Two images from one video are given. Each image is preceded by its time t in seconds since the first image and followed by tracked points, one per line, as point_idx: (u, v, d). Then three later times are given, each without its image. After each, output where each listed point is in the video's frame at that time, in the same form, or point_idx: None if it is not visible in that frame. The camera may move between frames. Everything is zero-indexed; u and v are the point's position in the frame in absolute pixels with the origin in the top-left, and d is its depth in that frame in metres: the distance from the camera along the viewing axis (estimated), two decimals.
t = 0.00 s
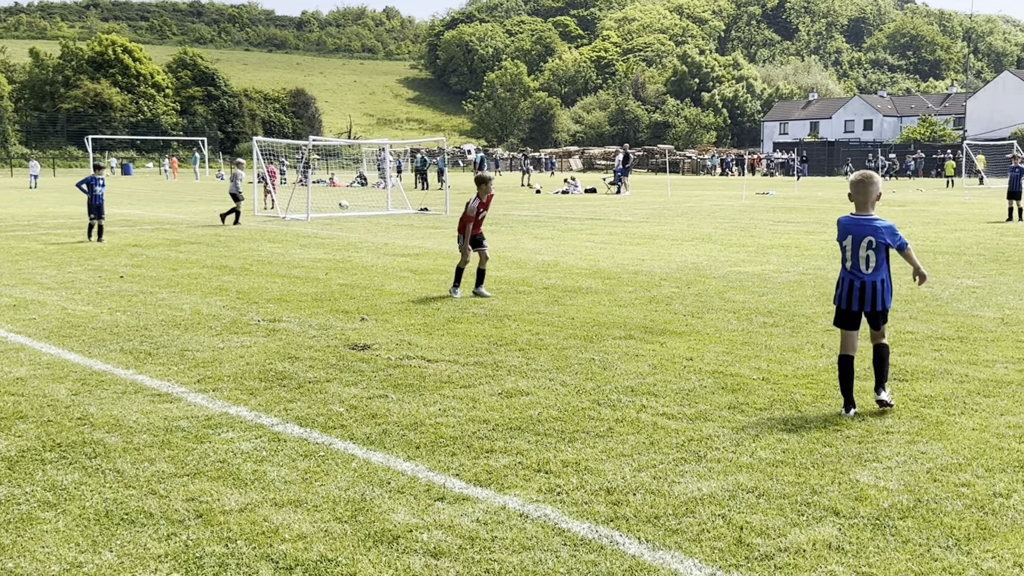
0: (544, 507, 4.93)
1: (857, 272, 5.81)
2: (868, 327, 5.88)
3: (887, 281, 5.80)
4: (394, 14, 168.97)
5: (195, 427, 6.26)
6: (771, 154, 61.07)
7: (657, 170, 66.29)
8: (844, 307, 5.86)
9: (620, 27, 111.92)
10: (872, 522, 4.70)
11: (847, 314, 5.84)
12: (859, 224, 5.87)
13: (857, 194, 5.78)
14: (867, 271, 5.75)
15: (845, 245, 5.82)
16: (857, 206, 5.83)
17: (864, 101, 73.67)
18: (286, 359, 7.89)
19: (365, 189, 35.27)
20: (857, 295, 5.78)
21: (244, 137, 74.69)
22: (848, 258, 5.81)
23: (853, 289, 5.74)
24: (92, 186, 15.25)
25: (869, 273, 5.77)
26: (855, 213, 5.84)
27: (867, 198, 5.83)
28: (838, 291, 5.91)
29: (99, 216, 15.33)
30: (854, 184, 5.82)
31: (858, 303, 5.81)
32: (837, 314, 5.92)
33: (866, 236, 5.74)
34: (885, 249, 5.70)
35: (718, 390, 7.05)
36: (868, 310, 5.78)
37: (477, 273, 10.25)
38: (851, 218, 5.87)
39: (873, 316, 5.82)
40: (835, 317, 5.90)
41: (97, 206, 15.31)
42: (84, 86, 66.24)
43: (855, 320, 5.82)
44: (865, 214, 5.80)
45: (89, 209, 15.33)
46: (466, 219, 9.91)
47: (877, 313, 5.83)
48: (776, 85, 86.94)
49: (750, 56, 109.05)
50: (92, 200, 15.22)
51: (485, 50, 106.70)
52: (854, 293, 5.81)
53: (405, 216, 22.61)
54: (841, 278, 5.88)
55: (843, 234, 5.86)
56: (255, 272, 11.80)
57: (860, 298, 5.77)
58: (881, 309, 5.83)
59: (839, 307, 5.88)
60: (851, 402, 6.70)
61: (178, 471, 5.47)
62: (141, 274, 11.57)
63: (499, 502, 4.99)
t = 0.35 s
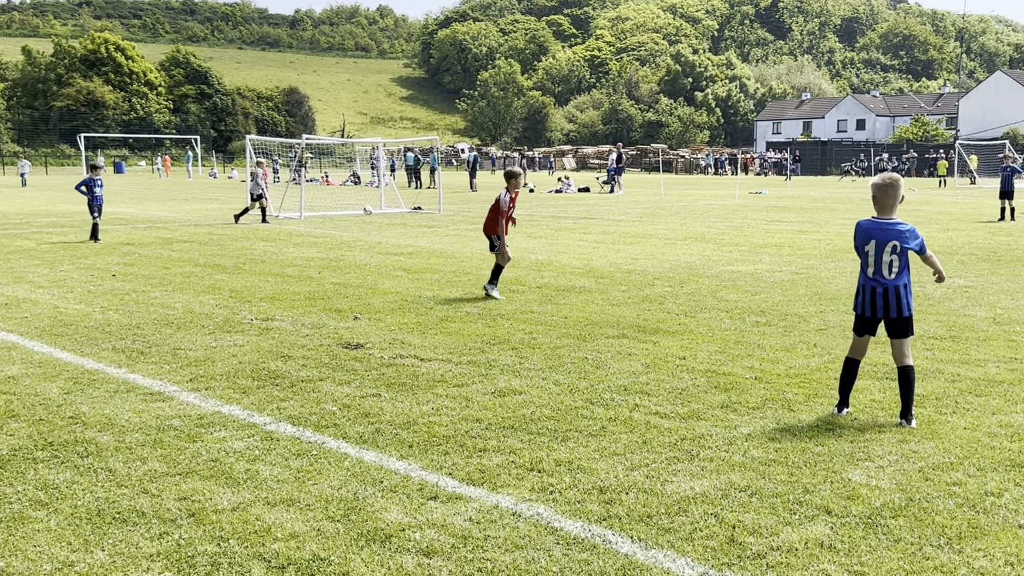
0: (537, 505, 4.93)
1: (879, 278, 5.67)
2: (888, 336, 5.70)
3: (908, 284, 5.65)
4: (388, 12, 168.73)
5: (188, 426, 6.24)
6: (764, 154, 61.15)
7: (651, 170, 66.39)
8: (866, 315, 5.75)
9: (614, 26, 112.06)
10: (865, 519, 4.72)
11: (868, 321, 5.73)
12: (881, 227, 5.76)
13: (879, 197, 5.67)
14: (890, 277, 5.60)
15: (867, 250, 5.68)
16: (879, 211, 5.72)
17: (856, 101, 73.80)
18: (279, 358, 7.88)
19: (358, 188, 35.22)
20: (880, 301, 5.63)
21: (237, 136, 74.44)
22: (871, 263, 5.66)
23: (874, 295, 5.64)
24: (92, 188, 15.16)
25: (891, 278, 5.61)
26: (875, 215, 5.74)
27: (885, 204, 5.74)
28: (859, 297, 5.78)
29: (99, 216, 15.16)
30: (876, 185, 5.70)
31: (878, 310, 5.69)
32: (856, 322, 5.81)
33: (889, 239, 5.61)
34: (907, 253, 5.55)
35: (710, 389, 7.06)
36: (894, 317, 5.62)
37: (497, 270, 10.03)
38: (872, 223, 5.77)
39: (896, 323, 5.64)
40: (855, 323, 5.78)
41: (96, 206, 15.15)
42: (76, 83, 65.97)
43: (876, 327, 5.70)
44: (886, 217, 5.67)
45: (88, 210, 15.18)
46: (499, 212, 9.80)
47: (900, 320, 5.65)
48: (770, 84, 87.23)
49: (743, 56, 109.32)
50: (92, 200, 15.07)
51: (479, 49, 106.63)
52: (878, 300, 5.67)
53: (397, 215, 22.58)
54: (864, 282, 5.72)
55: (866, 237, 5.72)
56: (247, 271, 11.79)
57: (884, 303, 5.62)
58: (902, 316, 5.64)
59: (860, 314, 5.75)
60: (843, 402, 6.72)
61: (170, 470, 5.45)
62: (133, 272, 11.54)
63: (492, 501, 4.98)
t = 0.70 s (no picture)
0: (531, 508, 4.92)
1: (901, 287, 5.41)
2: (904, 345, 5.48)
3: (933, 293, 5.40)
4: (381, 14, 168.72)
5: (181, 429, 6.22)
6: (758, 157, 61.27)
7: (645, 173, 66.46)
8: (882, 325, 5.49)
9: (608, 29, 112.31)
10: (859, 523, 4.72)
11: (887, 332, 5.47)
12: (901, 233, 5.50)
13: (901, 201, 5.40)
14: (912, 285, 5.37)
15: (890, 254, 5.40)
16: (900, 214, 5.45)
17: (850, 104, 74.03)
18: (272, 360, 7.87)
19: (352, 190, 35.16)
20: (901, 310, 5.38)
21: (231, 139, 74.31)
22: (893, 269, 5.40)
23: (893, 305, 5.39)
24: (91, 189, 14.91)
25: (913, 287, 5.39)
26: (899, 219, 5.45)
27: (906, 208, 5.45)
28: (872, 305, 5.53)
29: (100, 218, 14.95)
30: (898, 191, 5.42)
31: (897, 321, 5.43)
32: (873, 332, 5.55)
33: (913, 245, 5.35)
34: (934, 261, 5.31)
35: (705, 392, 7.06)
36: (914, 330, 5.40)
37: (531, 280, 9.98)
38: (893, 226, 5.48)
39: (913, 334, 5.41)
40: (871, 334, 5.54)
41: (96, 209, 14.91)
42: (70, 86, 65.86)
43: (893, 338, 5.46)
44: (909, 223, 5.41)
45: (88, 212, 14.98)
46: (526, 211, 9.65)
47: (918, 331, 5.43)
48: (763, 87, 87.43)
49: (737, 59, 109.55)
50: (92, 203, 14.85)
51: (473, 51, 106.70)
52: (893, 310, 5.42)
53: (393, 218, 22.55)
54: (884, 292, 5.43)
55: (884, 244, 5.44)
56: (242, 273, 11.77)
57: (905, 313, 5.38)
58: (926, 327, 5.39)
59: (876, 324, 5.50)
60: (837, 405, 6.73)
61: (163, 473, 5.43)
62: (127, 275, 11.52)
63: (486, 504, 4.98)
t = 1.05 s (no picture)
0: (525, 515, 4.91)
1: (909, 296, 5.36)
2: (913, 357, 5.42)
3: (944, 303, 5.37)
4: (376, 19, 169.05)
5: (175, 435, 6.19)
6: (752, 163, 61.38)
7: (640, 178, 66.52)
8: (888, 337, 5.42)
9: (603, 35, 112.76)
10: (853, 528, 4.73)
11: (895, 344, 5.38)
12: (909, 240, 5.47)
13: (909, 206, 5.36)
14: (923, 293, 5.32)
15: (902, 262, 5.34)
16: (908, 219, 5.41)
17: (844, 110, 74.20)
18: (266, 366, 7.85)
19: (347, 196, 35.14)
20: (911, 321, 5.32)
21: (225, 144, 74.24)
22: (904, 278, 5.33)
23: (901, 314, 5.32)
24: (93, 194, 14.80)
25: (923, 296, 5.34)
26: (907, 224, 5.41)
27: (912, 215, 5.42)
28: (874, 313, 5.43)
29: (101, 225, 14.87)
30: (905, 196, 5.39)
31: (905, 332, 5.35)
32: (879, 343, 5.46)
33: (922, 253, 5.32)
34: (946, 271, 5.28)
35: (699, 397, 7.07)
36: (922, 338, 5.33)
37: (569, 288, 9.88)
38: (901, 233, 5.45)
39: (920, 346, 5.35)
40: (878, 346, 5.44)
41: (97, 215, 14.82)
42: (64, 91, 65.81)
43: (902, 350, 5.37)
44: (917, 229, 5.38)
45: (89, 218, 14.88)
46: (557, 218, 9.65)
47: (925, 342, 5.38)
48: (758, 93, 87.75)
49: (731, 65, 110.00)
50: (93, 210, 14.76)
51: (468, 57, 106.97)
52: (900, 318, 5.37)
53: (387, 223, 22.55)
54: (894, 303, 5.36)
55: (894, 250, 5.38)
56: (236, 279, 11.75)
57: (914, 323, 5.32)
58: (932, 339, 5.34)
59: (883, 336, 5.42)
60: (832, 410, 6.73)
61: (157, 479, 5.41)
62: (121, 281, 11.49)
63: (481, 510, 4.97)
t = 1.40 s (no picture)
0: (520, 522, 4.91)
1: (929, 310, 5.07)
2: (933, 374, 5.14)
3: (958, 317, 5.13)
4: (371, 27, 169.42)
5: (170, 443, 6.18)
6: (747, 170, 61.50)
7: (635, 185, 66.56)
8: (905, 353, 5.13)
9: (598, 43, 113.19)
10: (849, 535, 4.73)
11: (910, 359, 5.12)
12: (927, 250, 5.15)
13: (927, 216, 5.04)
14: (942, 307, 5.05)
15: (921, 276, 5.03)
16: (926, 230, 5.08)
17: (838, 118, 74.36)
18: (262, 373, 7.85)
19: (343, 204, 35.13)
20: (931, 338, 5.04)
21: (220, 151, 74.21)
22: (923, 293, 5.04)
23: (920, 331, 5.04)
24: (93, 202, 14.73)
25: (943, 311, 5.06)
26: (927, 235, 5.08)
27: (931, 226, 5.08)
28: (894, 330, 5.08)
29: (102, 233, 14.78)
30: (921, 205, 5.07)
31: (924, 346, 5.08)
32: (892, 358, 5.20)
33: (941, 266, 5.02)
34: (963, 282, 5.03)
35: (695, 404, 7.07)
36: (944, 354, 5.05)
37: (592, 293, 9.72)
38: (918, 244, 5.11)
39: (942, 361, 5.07)
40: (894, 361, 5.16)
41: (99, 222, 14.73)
42: (59, 99, 65.80)
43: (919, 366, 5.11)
44: (937, 239, 5.06)
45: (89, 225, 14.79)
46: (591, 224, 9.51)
47: (946, 356, 5.08)
48: (752, 101, 88.05)
49: (725, 73, 110.40)
50: (94, 217, 14.68)
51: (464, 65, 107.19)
52: (916, 333, 5.09)
53: (383, 230, 22.56)
54: (913, 318, 5.06)
55: (913, 262, 5.05)
56: (231, 286, 11.75)
57: (933, 340, 5.05)
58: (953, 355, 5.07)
59: (899, 352, 5.13)
60: (827, 416, 6.74)
61: (151, 487, 5.39)
62: (116, 287, 11.48)
63: (476, 517, 4.96)
